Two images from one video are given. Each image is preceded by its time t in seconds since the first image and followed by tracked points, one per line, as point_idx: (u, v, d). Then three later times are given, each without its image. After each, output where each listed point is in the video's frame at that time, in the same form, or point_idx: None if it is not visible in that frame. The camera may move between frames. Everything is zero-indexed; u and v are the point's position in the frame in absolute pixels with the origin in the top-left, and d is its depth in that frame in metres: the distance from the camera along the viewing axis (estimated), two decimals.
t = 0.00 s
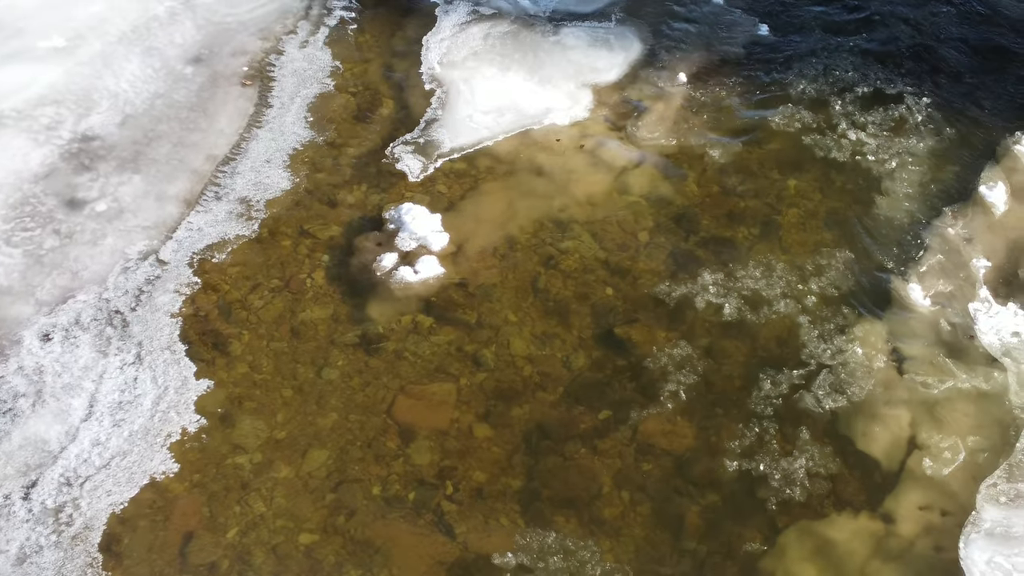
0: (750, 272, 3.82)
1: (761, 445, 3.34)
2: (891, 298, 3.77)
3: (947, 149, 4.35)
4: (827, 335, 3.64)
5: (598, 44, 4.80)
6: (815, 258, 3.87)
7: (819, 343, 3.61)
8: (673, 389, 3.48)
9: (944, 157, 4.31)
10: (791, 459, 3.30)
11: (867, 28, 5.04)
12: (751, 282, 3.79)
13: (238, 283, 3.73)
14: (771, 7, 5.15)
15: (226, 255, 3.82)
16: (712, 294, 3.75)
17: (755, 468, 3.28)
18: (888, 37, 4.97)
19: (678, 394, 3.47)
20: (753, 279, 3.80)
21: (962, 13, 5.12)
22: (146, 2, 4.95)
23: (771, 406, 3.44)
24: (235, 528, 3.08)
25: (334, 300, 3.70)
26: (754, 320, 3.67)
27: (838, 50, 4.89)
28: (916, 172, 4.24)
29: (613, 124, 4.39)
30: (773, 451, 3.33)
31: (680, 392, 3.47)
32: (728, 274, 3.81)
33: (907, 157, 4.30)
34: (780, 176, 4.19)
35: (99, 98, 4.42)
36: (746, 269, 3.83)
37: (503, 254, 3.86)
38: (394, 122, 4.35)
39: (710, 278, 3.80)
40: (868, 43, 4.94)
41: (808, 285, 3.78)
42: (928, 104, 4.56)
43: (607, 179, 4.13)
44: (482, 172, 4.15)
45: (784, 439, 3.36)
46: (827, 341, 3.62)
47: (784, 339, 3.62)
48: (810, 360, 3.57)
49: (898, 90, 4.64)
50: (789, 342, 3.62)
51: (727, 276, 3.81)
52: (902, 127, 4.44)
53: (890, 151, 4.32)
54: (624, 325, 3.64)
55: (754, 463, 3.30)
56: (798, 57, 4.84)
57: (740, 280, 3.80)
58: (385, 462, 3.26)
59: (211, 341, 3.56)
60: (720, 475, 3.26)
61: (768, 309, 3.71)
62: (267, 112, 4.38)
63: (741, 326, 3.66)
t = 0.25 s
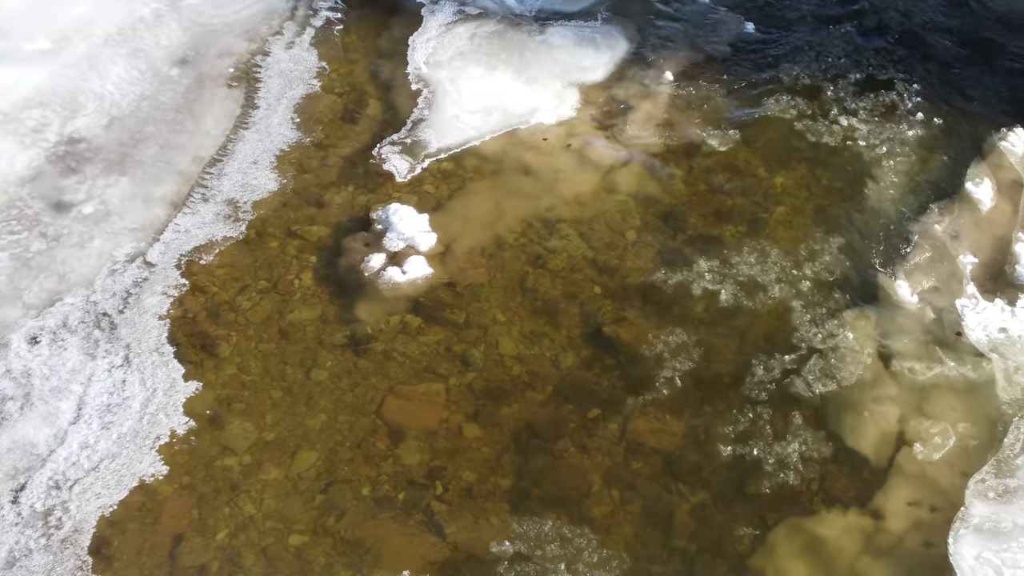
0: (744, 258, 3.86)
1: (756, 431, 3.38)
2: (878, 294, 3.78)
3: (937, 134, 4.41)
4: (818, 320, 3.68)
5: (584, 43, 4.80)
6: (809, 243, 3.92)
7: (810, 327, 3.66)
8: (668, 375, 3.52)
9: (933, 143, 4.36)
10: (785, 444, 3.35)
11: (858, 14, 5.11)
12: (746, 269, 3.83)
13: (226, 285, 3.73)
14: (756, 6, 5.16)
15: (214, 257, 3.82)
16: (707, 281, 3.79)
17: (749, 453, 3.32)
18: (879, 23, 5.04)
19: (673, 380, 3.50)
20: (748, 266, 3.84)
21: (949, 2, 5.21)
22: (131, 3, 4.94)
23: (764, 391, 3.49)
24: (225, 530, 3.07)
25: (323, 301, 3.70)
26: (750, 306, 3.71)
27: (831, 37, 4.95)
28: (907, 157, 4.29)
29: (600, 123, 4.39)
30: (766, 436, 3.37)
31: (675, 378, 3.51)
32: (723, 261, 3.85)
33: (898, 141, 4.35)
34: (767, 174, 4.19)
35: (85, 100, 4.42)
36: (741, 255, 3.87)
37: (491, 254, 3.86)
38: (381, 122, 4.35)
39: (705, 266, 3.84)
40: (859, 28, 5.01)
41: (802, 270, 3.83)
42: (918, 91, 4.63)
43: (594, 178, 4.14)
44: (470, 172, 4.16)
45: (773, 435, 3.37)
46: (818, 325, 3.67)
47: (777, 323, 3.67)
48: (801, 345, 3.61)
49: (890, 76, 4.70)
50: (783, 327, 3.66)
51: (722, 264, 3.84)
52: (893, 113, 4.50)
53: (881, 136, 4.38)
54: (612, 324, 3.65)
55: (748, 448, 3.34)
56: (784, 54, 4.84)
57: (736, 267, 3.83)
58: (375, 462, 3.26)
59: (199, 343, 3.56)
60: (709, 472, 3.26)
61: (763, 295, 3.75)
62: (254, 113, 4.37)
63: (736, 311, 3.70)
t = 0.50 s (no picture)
0: (739, 244, 3.91)
1: (750, 417, 3.42)
2: (866, 292, 3.78)
3: (928, 119, 4.50)
4: (810, 304, 3.73)
5: (570, 42, 4.80)
6: (803, 229, 3.97)
7: (802, 312, 3.70)
8: (664, 361, 3.56)
9: (922, 130, 4.43)
10: (778, 428, 3.38)
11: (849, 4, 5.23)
12: (741, 255, 3.87)
13: (215, 287, 3.72)
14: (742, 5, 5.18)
15: (201, 259, 3.81)
16: (704, 268, 3.83)
17: (743, 438, 3.36)
18: (870, 12, 5.16)
19: (669, 366, 3.54)
20: (743, 252, 3.88)
21: None
22: (117, 5, 4.93)
23: (759, 376, 3.52)
24: (215, 532, 3.07)
25: (312, 301, 3.70)
26: (747, 291, 3.75)
27: (823, 25, 5.05)
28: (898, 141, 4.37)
29: (587, 122, 4.40)
30: (760, 421, 3.40)
31: (671, 364, 3.55)
32: (718, 249, 3.89)
33: (890, 126, 4.44)
34: (755, 172, 4.20)
35: (71, 103, 4.41)
36: (735, 242, 3.91)
37: (479, 254, 3.86)
38: (368, 123, 4.35)
39: (701, 253, 3.88)
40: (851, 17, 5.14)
41: (796, 255, 3.88)
42: (909, 77, 4.72)
43: (582, 178, 4.14)
44: (457, 172, 4.16)
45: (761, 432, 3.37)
46: (810, 310, 3.71)
47: (772, 307, 3.72)
48: (793, 329, 3.66)
49: (881, 62, 4.80)
50: (776, 312, 3.70)
51: (718, 251, 3.89)
52: (885, 98, 4.58)
53: (873, 121, 4.45)
54: (601, 323, 3.65)
55: (742, 433, 3.37)
56: (770, 53, 4.85)
57: (731, 254, 3.88)
58: (365, 463, 3.26)
59: (188, 345, 3.55)
60: (699, 470, 3.27)
61: (759, 281, 3.79)
62: (241, 114, 4.37)
63: (732, 297, 3.74)
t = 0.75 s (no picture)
0: (734, 232, 3.96)
1: (743, 403, 3.46)
2: (853, 290, 3.79)
3: (917, 106, 4.57)
4: (801, 291, 3.78)
5: (557, 42, 4.80)
6: (796, 215, 4.03)
7: (793, 297, 3.75)
8: (659, 349, 3.59)
9: (911, 118, 4.49)
10: (771, 415, 3.42)
11: None
12: (736, 242, 3.92)
13: (202, 289, 3.72)
14: (728, 4, 5.18)
15: (189, 261, 3.81)
16: (700, 255, 3.87)
17: (737, 424, 3.40)
18: None
19: (664, 354, 3.58)
20: (737, 239, 3.93)
21: None
22: (102, 8, 4.91)
23: (752, 362, 3.57)
24: (205, 535, 3.06)
25: (300, 303, 3.70)
26: (742, 278, 3.80)
27: (815, 13, 5.10)
28: (888, 127, 4.44)
29: (574, 122, 4.40)
30: (754, 408, 3.44)
31: (666, 351, 3.59)
32: (713, 236, 3.94)
33: (880, 112, 4.51)
34: (742, 171, 4.21)
35: (57, 106, 4.40)
36: (730, 229, 3.96)
37: (467, 254, 3.86)
38: (355, 124, 4.34)
39: (697, 241, 3.92)
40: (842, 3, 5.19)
41: (790, 241, 3.94)
42: (897, 65, 4.79)
43: (570, 178, 4.15)
44: (445, 173, 4.15)
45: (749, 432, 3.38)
46: (801, 296, 3.76)
47: (766, 292, 3.77)
48: (784, 314, 3.71)
49: (872, 50, 4.88)
50: (769, 297, 3.75)
51: (713, 238, 3.93)
52: (875, 84, 4.66)
53: (863, 108, 4.53)
54: (590, 322, 3.65)
55: (735, 419, 3.41)
56: (756, 52, 4.85)
57: (726, 241, 3.92)
58: (355, 465, 3.25)
59: (176, 348, 3.55)
60: (688, 469, 3.27)
61: (754, 267, 3.84)
62: (227, 116, 4.36)
63: (727, 283, 3.79)
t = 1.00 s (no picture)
0: (728, 219, 4.00)
1: (736, 390, 3.49)
2: (840, 288, 3.79)
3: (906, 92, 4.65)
4: (792, 277, 3.82)
5: (542, 43, 4.80)
6: (789, 202, 4.08)
7: (783, 283, 3.80)
8: (654, 337, 3.63)
9: (899, 106, 4.56)
10: (763, 402, 3.46)
11: None
12: (730, 229, 3.97)
13: (189, 292, 3.71)
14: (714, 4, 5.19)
15: (176, 264, 3.80)
16: (696, 243, 3.91)
17: (729, 410, 3.43)
18: None
19: (658, 341, 3.61)
20: (731, 226, 3.98)
21: None
22: (86, 11, 4.90)
23: (744, 348, 3.60)
24: (194, 539, 3.06)
25: (288, 306, 3.69)
26: (737, 265, 3.84)
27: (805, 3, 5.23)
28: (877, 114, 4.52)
29: (560, 122, 4.41)
30: (745, 394, 3.48)
31: (661, 339, 3.62)
32: (708, 224, 3.99)
33: (869, 98, 4.60)
34: (728, 170, 4.21)
35: (42, 110, 4.39)
36: (724, 216, 4.01)
37: (455, 255, 3.86)
38: (341, 126, 4.34)
39: (692, 229, 3.96)
40: None
41: (783, 227, 3.98)
42: (885, 51, 4.89)
43: (556, 178, 4.15)
44: (431, 174, 4.15)
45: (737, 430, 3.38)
46: (791, 282, 3.80)
47: (758, 277, 3.81)
48: (775, 300, 3.75)
49: (861, 38, 4.98)
50: (761, 282, 3.80)
51: (708, 226, 3.98)
52: (864, 72, 4.75)
53: (853, 96, 4.60)
54: (577, 322, 3.65)
55: (728, 405, 3.45)
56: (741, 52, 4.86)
57: (720, 228, 3.97)
58: (343, 467, 3.25)
59: (163, 351, 3.54)
60: (677, 469, 3.27)
61: (748, 254, 3.89)
62: (213, 119, 4.36)
63: (721, 270, 3.83)
